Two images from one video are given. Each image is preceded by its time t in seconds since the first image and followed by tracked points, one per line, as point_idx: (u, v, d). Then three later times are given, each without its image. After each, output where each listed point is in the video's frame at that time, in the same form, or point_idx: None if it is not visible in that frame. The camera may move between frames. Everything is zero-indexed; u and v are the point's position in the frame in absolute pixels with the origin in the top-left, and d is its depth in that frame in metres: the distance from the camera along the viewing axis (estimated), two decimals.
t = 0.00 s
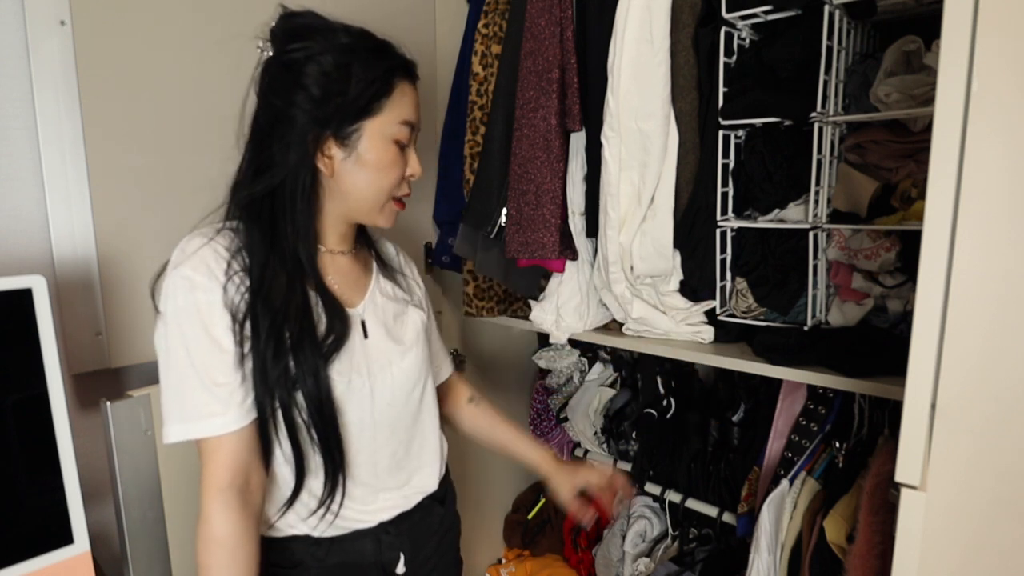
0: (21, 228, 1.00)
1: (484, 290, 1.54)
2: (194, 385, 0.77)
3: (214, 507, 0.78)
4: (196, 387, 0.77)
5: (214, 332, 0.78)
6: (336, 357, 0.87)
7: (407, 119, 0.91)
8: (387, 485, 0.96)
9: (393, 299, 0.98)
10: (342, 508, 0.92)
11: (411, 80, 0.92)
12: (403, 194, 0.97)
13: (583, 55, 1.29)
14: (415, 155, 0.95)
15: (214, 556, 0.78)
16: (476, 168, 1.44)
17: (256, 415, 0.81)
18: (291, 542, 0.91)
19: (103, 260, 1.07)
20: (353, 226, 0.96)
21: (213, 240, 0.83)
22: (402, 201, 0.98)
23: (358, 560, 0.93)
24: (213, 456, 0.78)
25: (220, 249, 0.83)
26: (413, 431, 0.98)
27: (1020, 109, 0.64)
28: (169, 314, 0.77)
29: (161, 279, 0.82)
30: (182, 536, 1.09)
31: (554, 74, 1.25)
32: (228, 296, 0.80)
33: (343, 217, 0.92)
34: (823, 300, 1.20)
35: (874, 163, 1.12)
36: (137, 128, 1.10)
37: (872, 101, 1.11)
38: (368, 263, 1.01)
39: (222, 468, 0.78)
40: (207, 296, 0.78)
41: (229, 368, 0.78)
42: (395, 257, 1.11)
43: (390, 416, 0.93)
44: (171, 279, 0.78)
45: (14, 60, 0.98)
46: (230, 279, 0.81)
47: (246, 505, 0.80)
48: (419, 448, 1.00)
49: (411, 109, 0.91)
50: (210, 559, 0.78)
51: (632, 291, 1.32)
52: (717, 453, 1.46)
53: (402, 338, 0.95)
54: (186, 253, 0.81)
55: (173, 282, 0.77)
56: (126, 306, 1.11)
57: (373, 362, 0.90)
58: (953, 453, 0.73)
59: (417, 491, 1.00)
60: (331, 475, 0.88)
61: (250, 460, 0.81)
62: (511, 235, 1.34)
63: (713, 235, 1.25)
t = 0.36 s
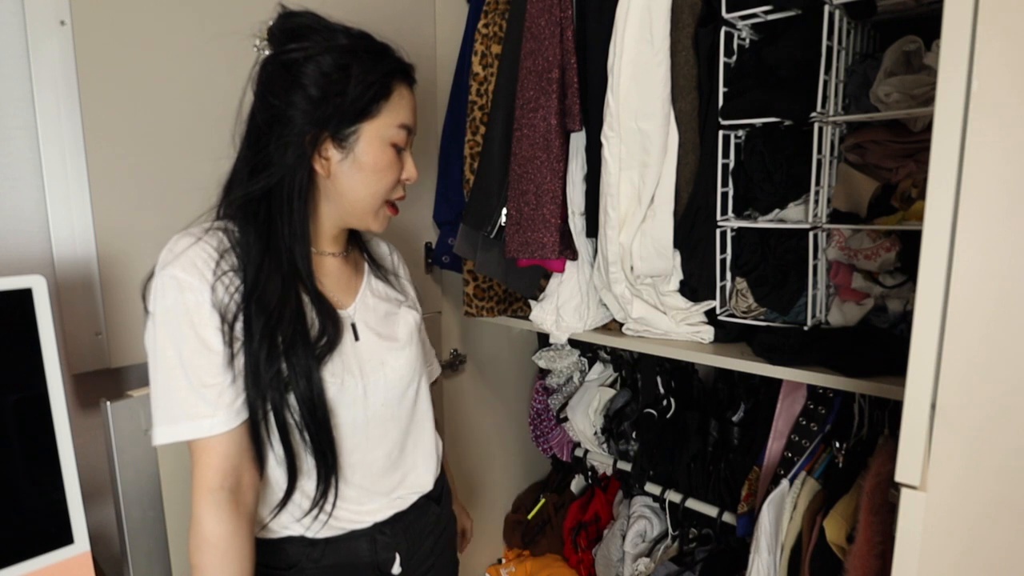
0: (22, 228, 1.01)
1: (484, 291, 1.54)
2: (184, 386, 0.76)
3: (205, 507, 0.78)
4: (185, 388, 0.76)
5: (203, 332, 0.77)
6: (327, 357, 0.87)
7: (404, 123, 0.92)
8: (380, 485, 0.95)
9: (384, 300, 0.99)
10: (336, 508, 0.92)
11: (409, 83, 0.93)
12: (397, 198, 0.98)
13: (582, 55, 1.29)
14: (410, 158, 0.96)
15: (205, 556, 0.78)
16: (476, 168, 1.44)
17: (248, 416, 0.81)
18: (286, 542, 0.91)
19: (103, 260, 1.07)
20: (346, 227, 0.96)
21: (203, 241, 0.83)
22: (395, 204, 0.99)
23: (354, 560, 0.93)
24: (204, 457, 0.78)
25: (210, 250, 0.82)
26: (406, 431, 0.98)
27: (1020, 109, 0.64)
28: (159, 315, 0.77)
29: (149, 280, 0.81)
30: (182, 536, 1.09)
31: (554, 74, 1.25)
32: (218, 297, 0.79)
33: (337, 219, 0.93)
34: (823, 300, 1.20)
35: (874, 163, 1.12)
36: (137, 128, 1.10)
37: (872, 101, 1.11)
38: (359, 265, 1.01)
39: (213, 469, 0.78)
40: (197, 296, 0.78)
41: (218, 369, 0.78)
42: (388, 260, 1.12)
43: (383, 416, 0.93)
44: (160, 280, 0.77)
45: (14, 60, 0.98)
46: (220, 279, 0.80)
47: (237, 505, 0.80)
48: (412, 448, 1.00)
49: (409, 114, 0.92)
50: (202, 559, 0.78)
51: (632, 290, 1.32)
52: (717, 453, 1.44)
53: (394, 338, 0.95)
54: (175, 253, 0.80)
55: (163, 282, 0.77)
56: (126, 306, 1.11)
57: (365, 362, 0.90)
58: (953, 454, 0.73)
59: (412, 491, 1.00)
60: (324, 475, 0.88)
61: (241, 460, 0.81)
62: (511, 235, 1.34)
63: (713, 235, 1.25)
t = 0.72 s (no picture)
0: (22, 228, 1.01)
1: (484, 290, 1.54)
2: (181, 386, 0.76)
3: (205, 506, 0.78)
4: (183, 388, 0.76)
5: (200, 333, 0.77)
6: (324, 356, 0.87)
7: (395, 120, 0.91)
8: (380, 484, 0.96)
9: (383, 300, 0.99)
10: (336, 507, 0.92)
11: (400, 78, 0.93)
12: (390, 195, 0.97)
13: (582, 54, 1.29)
14: (401, 154, 0.95)
15: (205, 555, 0.78)
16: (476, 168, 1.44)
17: (246, 416, 0.81)
18: (287, 542, 0.91)
19: (103, 260, 1.07)
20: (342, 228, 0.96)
21: (199, 241, 0.83)
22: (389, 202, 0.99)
23: (356, 560, 0.93)
24: (203, 457, 0.78)
25: (206, 250, 0.82)
26: (406, 431, 0.98)
27: (1021, 108, 0.64)
28: (155, 316, 0.77)
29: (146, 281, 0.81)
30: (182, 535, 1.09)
31: (554, 74, 1.25)
32: (214, 297, 0.79)
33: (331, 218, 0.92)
34: (823, 300, 1.21)
35: (874, 163, 1.12)
36: (137, 128, 1.10)
37: (872, 101, 1.11)
38: (357, 265, 1.01)
39: (212, 469, 0.78)
40: (193, 296, 0.78)
41: (215, 369, 0.78)
42: (387, 259, 1.12)
43: (382, 416, 0.93)
44: (156, 281, 0.77)
45: (14, 60, 0.98)
46: (217, 279, 0.80)
47: (237, 504, 0.80)
48: (412, 448, 1.00)
49: (399, 109, 0.92)
50: (202, 559, 0.78)
51: (632, 290, 1.32)
52: (717, 453, 1.44)
53: (393, 338, 0.95)
54: (171, 254, 0.80)
55: (159, 282, 0.77)
56: (126, 306, 1.11)
57: (364, 362, 0.90)
58: (953, 454, 0.72)
59: (412, 490, 1.00)
60: (324, 473, 0.88)
61: (240, 459, 0.81)
62: (511, 235, 1.34)
63: (713, 235, 1.25)
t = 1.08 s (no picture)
0: (22, 228, 1.01)
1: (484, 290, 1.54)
2: (184, 386, 0.77)
3: (208, 506, 0.78)
4: (186, 387, 0.77)
5: (202, 332, 0.77)
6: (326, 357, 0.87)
7: (391, 116, 0.90)
8: (383, 484, 0.95)
9: (386, 301, 0.98)
10: (340, 506, 0.92)
11: (394, 73, 0.92)
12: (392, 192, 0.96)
13: (582, 54, 1.29)
14: (399, 151, 0.94)
15: (208, 554, 0.78)
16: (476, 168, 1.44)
17: (249, 416, 0.81)
18: (292, 542, 0.90)
19: (103, 260, 1.07)
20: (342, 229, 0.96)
21: (201, 242, 0.83)
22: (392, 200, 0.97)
23: (360, 560, 0.93)
24: (206, 457, 0.78)
25: (209, 251, 0.82)
26: (409, 431, 0.98)
27: (1020, 108, 0.64)
28: (159, 316, 0.77)
29: (150, 281, 0.82)
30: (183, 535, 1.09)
31: (554, 74, 1.25)
32: (217, 297, 0.79)
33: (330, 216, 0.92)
34: (823, 300, 1.21)
35: (874, 163, 1.12)
36: (137, 128, 1.10)
37: (872, 101, 1.11)
38: (361, 266, 1.01)
39: (214, 469, 0.78)
40: (195, 297, 0.78)
41: (218, 368, 0.78)
42: (392, 261, 1.12)
43: (385, 417, 0.93)
44: (160, 281, 0.78)
45: (14, 60, 0.98)
46: (219, 279, 0.80)
47: (240, 504, 0.80)
48: (415, 448, 1.00)
49: (393, 104, 0.90)
50: (206, 558, 0.78)
51: (632, 290, 1.32)
52: (717, 453, 1.44)
53: (395, 338, 0.95)
54: (174, 254, 0.81)
55: (161, 283, 0.77)
56: (126, 306, 1.11)
57: (367, 362, 0.90)
58: (952, 454, 0.72)
59: (416, 489, 1.00)
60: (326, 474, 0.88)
61: (244, 459, 0.81)
62: (511, 235, 1.34)
63: (713, 235, 1.25)
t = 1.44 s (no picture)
0: (22, 228, 1.01)
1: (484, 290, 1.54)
2: (191, 385, 0.77)
3: (213, 505, 0.78)
4: (194, 387, 0.77)
5: (210, 333, 0.78)
6: (332, 360, 0.87)
7: (314, 90, 0.85)
8: (388, 486, 0.95)
9: (396, 305, 0.98)
10: (344, 507, 0.92)
11: (330, 45, 0.87)
12: (347, 173, 0.88)
13: (582, 54, 1.29)
14: (342, 125, 0.86)
15: (213, 554, 0.78)
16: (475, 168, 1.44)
17: (256, 416, 0.81)
18: (296, 542, 0.90)
19: (103, 260, 1.07)
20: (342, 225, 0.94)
21: (211, 244, 0.84)
22: (360, 181, 0.89)
23: (364, 561, 0.93)
24: (213, 456, 0.78)
25: (218, 252, 0.83)
26: (415, 434, 0.98)
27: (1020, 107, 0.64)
28: (168, 316, 0.78)
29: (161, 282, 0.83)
30: (182, 535, 1.09)
31: (554, 74, 1.25)
32: (225, 297, 0.80)
33: (300, 211, 0.91)
34: (823, 300, 1.21)
35: (874, 163, 1.12)
36: (137, 128, 1.10)
37: (872, 101, 1.11)
38: (372, 267, 1.01)
39: (220, 468, 0.78)
40: (204, 297, 0.78)
41: (225, 368, 0.78)
42: (407, 264, 1.11)
43: (391, 420, 0.92)
44: (170, 281, 0.79)
45: (14, 60, 0.98)
46: (228, 281, 0.81)
47: (246, 504, 0.80)
48: (421, 451, 1.00)
49: (316, 77, 0.85)
50: (210, 558, 0.78)
51: (632, 290, 1.32)
52: (717, 453, 1.44)
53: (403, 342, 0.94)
54: (185, 255, 0.82)
55: (172, 283, 0.78)
56: (126, 306, 1.11)
57: (373, 366, 0.90)
58: (952, 454, 0.72)
59: (420, 491, 1.00)
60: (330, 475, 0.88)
61: (250, 460, 0.81)
62: (511, 235, 1.34)
63: (713, 235, 1.25)
